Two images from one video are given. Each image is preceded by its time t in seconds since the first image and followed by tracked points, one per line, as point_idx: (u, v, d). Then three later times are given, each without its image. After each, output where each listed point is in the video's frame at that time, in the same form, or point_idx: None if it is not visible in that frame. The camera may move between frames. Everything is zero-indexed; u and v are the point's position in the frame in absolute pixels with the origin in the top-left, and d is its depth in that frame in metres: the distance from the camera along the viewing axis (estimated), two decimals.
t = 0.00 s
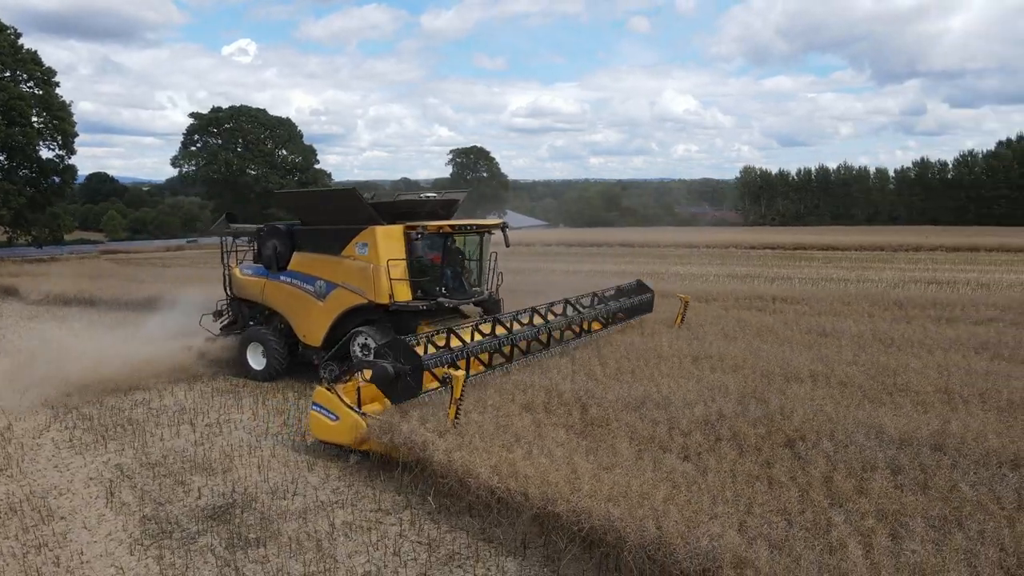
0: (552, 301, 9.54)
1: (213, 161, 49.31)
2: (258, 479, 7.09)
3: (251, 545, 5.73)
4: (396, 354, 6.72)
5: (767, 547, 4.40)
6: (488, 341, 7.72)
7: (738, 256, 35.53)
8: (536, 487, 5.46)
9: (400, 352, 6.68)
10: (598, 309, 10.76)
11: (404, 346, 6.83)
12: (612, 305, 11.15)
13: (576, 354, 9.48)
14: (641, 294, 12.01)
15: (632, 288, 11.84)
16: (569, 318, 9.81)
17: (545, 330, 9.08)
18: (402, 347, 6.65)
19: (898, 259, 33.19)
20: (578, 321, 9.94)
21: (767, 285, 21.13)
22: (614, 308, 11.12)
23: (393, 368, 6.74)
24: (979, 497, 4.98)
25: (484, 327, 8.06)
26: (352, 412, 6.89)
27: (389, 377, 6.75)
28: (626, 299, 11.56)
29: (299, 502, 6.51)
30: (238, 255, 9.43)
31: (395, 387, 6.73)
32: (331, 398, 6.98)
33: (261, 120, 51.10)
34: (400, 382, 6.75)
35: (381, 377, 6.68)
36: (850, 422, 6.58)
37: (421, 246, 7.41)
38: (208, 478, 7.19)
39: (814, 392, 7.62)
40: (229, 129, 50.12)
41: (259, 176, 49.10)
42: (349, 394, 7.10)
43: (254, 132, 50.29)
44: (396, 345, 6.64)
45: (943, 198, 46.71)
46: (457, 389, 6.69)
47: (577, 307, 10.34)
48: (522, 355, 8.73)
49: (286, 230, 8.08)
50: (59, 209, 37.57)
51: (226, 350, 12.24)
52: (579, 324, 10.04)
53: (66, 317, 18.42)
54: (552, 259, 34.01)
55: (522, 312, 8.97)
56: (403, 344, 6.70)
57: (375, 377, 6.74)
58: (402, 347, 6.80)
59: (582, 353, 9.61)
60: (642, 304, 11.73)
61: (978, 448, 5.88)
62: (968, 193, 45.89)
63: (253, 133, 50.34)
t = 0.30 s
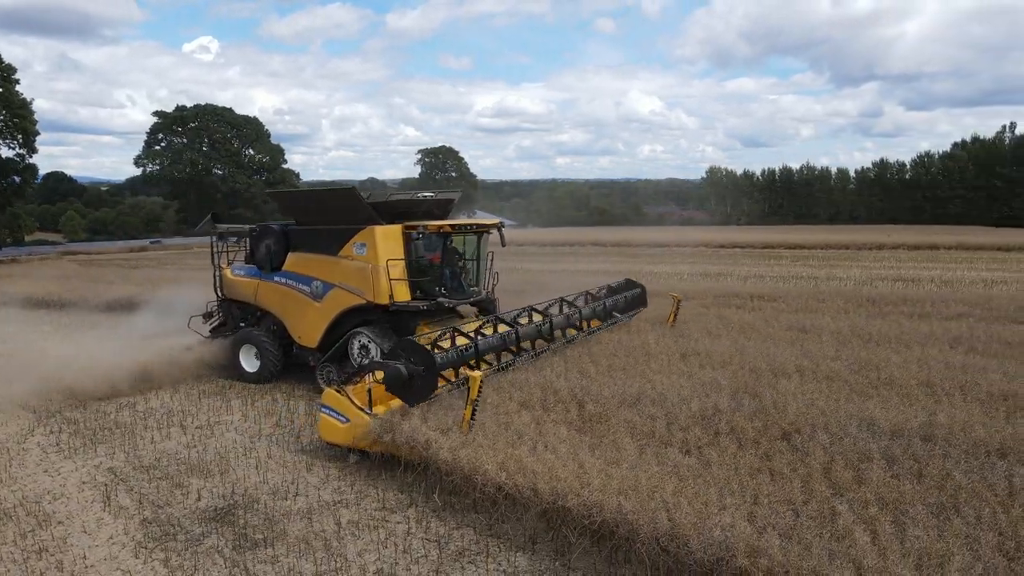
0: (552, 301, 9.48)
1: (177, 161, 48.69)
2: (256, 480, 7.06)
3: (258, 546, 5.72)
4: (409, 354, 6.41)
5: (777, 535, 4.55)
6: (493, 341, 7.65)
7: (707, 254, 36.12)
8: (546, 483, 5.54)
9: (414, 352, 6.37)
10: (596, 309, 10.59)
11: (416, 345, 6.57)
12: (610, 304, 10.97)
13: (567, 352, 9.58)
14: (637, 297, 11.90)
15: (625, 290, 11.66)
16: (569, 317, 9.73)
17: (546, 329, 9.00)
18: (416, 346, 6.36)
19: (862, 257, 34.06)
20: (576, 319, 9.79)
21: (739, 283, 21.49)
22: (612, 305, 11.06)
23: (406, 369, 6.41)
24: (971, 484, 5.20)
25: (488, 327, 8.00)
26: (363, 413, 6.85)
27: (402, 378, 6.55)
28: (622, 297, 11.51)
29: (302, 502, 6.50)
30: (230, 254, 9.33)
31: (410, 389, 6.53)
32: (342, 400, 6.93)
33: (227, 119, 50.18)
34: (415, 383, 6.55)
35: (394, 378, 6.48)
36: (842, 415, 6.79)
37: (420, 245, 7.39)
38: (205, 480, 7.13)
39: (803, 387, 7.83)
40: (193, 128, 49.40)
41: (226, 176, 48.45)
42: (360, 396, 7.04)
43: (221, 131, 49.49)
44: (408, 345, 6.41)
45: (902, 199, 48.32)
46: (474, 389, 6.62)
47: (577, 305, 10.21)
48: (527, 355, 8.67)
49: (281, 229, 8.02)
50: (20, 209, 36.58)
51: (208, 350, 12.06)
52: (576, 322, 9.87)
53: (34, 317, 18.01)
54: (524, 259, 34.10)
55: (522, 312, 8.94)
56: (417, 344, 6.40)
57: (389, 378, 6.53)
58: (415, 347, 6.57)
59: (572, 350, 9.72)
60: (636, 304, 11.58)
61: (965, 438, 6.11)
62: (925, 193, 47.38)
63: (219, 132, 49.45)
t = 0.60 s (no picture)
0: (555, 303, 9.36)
1: (141, 160, 47.80)
2: (257, 481, 7.02)
3: (268, 547, 5.71)
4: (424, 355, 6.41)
5: (787, 524, 4.71)
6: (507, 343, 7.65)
7: (677, 253, 36.48)
8: (556, 479, 5.62)
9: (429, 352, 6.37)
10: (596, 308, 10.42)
11: (433, 346, 6.43)
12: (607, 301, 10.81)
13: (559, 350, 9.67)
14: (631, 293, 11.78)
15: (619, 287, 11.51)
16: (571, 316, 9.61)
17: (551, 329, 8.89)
18: (431, 346, 6.36)
19: (828, 256, 34.67)
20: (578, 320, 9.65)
21: (711, 281, 21.73)
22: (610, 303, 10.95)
23: (422, 369, 6.41)
24: (964, 472, 5.40)
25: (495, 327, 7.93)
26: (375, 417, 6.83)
27: (416, 379, 6.42)
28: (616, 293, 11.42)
29: (306, 503, 6.49)
30: (222, 254, 9.25)
31: (426, 390, 6.39)
32: (355, 403, 6.89)
33: (191, 119, 49.71)
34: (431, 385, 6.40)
35: (409, 379, 6.33)
36: (834, 409, 6.99)
37: (420, 245, 7.41)
38: (204, 483, 7.08)
39: (793, 382, 8.03)
40: (157, 128, 48.67)
41: (191, 176, 47.61)
42: (371, 397, 6.98)
43: (186, 131, 48.93)
44: (425, 346, 6.30)
45: (862, 198, 49.02)
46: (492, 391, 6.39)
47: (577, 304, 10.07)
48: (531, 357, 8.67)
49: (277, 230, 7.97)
50: None
51: (191, 351, 11.90)
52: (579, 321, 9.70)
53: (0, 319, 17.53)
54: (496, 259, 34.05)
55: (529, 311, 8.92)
56: (432, 344, 6.40)
57: (403, 378, 6.37)
58: (432, 348, 6.42)
59: (563, 348, 9.82)
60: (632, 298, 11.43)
61: (954, 430, 6.34)
62: (884, 193, 48.42)
63: (184, 132, 48.91)
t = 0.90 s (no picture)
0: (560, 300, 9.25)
1: (103, 159, 46.65)
2: (259, 481, 6.99)
3: (278, 546, 5.71)
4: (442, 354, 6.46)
5: (797, 511, 4.88)
6: (512, 341, 7.65)
7: (650, 252, 36.74)
8: (567, 473, 5.72)
9: (448, 352, 6.41)
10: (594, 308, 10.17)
11: (450, 344, 6.49)
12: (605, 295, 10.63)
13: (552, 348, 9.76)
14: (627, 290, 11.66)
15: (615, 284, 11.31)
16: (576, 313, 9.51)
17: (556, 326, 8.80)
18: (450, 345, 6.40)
19: (795, 254, 35.28)
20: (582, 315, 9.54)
21: (686, 279, 21.96)
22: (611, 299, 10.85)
23: (440, 368, 6.43)
24: (959, 460, 5.62)
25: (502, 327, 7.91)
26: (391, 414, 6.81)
27: (434, 378, 6.43)
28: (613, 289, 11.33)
29: (311, 502, 6.49)
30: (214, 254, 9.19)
31: (444, 389, 6.40)
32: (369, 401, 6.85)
33: (155, 117, 48.60)
34: (449, 382, 6.43)
35: (427, 377, 6.35)
36: (828, 402, 7.20)
37: (423, 245, 7.46)
38: (205, 484, 7.03)
39: (784, 376, 8.23)
40: (120, 126, 47.55)
41: (155, 176, 46.59)
42: (386, 396, 6.96)
43: (150, 129, 47.82)
44: (444, 343, 6.37)
45: (825, 198, 49.14)
46: (513, 387, 6.52)
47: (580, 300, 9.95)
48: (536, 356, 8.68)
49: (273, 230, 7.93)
50: None
51: (175, 352, 11.72)
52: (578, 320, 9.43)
53: None
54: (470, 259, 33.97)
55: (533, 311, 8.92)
56: (451, 344, 6.44)
57: (421, 377, 6.39)
58: (450, 346, 6.49)
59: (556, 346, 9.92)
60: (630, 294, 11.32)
61: (944, 420, 6.59)
62: (846, 193, 49.22)
63: (148, 130, 47.78)
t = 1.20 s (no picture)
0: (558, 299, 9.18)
1: (63, 158, 45.46)
2: (261, 481, 6.96)
3: (289, 544, 5.70)
4: (462, 352, 6.55)
5: (804, 497, 5.04)
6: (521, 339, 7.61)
7: (622, 251, 36.93)
8: (577, 466, 5.81)
9: (468, 350, 6.52)
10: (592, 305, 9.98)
11: (468, 342, 6.58)
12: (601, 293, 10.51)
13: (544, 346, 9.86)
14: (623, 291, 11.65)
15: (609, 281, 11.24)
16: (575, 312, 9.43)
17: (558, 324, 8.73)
18: (469, 343, 6.52)
19: (764, 253, 35.74)
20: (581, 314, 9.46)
21: (661, 277, 22.11)
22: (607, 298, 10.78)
23: (459, 366, 6.56)
24: (952, 447, 5.83)
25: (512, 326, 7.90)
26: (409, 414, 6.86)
27: (454, 376, 6.56)
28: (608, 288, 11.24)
29: (317, 500, 6.50)
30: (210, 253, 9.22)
31: (464, 386, 6.55)
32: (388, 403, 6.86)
33: (117, 115, 47.44)
34: (468, 380, 6.55)
35: (448, 376, 6.48)
36: (820, 394, 7.41)
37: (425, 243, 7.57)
38: (205, 484, 6.98)
39: (774, 370, 8.43)
40: (81, 124, 46.32)
41: (118, 175, 45.53)
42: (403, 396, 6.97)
43: (112, 128, 46.63)
44: (462, 342, 6.49)
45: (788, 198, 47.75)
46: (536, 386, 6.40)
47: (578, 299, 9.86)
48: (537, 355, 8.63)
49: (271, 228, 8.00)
50: None
51: (160, 352, 11.57)
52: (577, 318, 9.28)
53: None
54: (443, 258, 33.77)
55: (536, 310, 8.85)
56: (470, 342, 6.56)
57: (441, 375, 6.52)
58: (468, 344, 6.59)
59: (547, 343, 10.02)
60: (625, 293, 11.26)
61: (932, 409, 6.84)
62: (808, 193, 48.23)
63: (110, 129, 46.59)
